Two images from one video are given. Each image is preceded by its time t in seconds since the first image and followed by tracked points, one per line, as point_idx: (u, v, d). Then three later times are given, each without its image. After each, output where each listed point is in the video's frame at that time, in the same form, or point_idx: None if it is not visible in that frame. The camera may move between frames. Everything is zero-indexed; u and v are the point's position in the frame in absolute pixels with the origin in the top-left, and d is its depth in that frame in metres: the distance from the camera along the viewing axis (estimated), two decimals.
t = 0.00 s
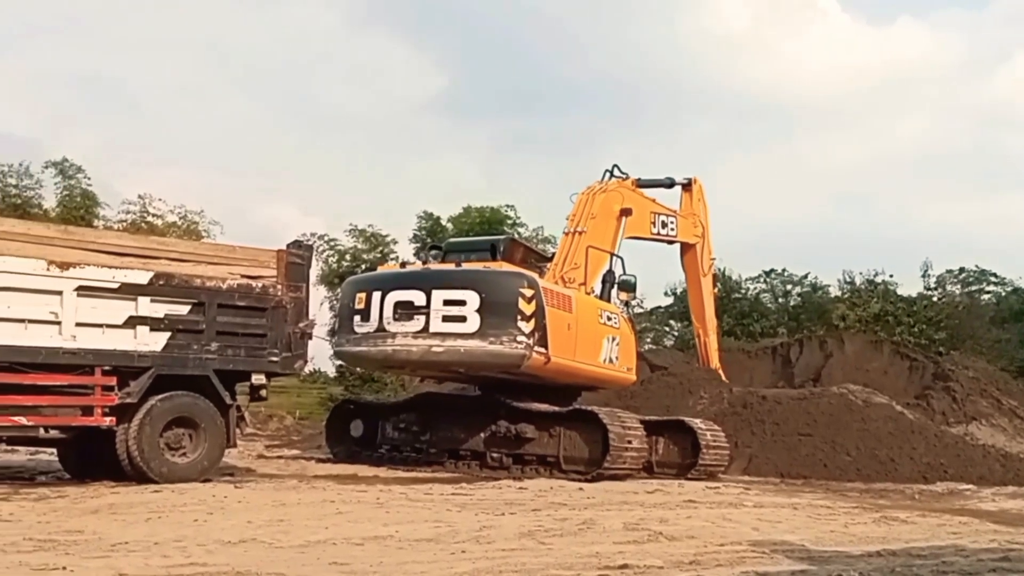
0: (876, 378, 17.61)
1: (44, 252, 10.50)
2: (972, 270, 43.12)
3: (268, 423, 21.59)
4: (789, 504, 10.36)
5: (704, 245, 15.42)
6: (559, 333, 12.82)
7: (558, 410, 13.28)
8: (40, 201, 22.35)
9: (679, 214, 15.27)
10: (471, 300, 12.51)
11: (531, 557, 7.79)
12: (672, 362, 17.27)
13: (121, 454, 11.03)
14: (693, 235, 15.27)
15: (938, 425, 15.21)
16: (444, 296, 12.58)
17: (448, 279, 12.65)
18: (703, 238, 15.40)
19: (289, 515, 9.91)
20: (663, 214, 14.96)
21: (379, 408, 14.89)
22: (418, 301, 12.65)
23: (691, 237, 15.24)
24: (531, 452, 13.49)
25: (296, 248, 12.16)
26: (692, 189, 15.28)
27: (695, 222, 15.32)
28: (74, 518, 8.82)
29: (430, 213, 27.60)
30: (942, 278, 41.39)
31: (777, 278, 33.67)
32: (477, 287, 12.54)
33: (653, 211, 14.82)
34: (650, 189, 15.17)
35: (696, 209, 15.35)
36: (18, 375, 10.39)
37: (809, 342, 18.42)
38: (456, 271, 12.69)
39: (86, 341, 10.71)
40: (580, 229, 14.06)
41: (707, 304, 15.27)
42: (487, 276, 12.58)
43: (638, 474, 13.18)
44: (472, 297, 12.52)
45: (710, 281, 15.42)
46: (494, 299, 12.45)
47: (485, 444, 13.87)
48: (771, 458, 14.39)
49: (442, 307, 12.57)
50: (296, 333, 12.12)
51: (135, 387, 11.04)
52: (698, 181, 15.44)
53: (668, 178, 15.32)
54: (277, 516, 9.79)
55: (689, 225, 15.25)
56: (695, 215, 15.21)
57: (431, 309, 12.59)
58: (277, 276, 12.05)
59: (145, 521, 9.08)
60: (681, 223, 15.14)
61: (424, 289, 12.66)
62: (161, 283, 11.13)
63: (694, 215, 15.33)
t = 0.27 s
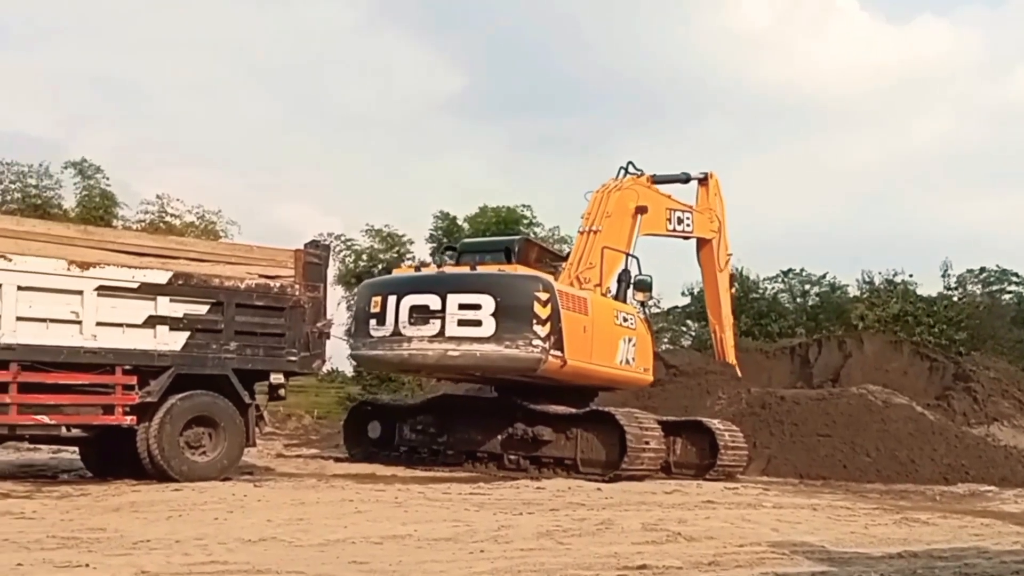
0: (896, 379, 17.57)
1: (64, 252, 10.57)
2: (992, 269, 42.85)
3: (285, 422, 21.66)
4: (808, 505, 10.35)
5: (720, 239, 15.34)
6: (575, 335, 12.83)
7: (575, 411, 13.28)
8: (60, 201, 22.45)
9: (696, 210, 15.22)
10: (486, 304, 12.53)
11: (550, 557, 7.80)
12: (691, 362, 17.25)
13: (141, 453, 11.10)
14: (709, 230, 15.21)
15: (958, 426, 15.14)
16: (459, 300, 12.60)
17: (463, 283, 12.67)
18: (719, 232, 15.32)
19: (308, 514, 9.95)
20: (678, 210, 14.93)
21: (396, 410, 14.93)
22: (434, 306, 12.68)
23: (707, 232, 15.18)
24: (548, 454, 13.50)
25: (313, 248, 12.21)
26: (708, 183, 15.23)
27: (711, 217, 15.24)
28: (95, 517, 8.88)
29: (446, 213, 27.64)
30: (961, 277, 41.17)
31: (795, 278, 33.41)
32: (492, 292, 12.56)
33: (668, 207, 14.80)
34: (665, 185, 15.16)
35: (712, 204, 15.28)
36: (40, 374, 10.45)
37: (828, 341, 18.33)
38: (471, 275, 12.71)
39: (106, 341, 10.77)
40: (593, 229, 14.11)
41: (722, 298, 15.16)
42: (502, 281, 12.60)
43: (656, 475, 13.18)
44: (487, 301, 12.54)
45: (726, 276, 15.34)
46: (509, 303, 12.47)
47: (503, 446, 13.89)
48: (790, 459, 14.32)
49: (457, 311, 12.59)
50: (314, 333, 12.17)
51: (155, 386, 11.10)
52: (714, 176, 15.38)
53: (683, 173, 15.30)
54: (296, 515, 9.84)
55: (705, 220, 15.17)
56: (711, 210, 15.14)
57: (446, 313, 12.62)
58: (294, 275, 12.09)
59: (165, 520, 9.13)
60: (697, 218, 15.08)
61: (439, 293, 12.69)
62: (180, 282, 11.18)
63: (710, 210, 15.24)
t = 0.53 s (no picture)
0: (921, 379, 17.59)
1: (90, 254, 10.67)
2: (1017, 269, 42.57)
3: (307, 422, 21.76)
4: (830, 507, 10.34)
5: (742, 235, 15.29)
6: (595, 336, 12.85)
7: (595, 412, 13.30)
8: (86, 203, 22.62)
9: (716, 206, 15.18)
10: (507, 303, 12.57)
11: (572, 558, 7.83)
12: (711, 360, 17.24)
13: (166, 452, 11.19)
14: (730, 226, 15.16)
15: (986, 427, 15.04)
16: (480, 299, 12.65)
17: (484, 282, 12.71)
18: (740, 229, 15.25)
19: (331, 513, 10.01)
20: (698, 207, 14.89)
21: (417, 410, 15.00)
22: (455, 305, 12.73)
23: (728, 228, 15.13)
24: (568, 454, 13.52)
25: (335, 249, 12.28)
26: (729, 179, 15.20)
27: (732, 213, 15.19)
28: (121, 515, 8.96)
29: (467, 213, 27.70)
30: (987, 276, 40.95)
31: (818, 277, 33.32)
32: (513, 291, 12.60)
33: (688, 204, 14.78)
34: (686, 182, 15.16)
35: (733, 200, 15.23)
36: (67, 374, 10.55)
37: (851, 341, 18.28)
38: (492, 275, 12.75)
39: (131, 341, 10.87)
40: (615, 228, 14.09)
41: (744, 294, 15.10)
42: (523, 280, 12.63)
43: (677, 476, 13.19)
44: (508, 300, 12.58)
45: (747, 273, 15.28)
46: (530, 302, 12.50)
47: (523, 446, 13.93)
48: (813, 460, 14.40)
49: (478, 310, 12.64)
50: (336, 333, 12.25)
51: (179, 386, 11.19)
52: (735, 172, 15.35)
53: (704, 170, 15.31)
54: (318, 514, 9.90)
55: (725, 216, 15.12)
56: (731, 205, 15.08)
57: (467, 312, 12.67)
58: (316, 276, 12.17)
59: (189, 518, 9.21)
60: (717, 214, 15.04)
61: (460, 293, 12.73)
62: (204, 283, 11.26)
63: (731, 206, 15.20)
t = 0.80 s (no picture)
0: (949, 379, 17.50)
1: (119, 256, 10.76)
2: None
3: (332, 422, 21.84)
4: (858, 508, 10.30)
5: (766, 232, 15.26)
6: (619, 336, 12.84)
7: (620, 413, 13.29)
8: (113, 206, 22.78)
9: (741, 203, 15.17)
10: (531, 303, 12.58)
11: (598, 560, 7.83)
12: (730, 356, 17.15)
13: (193, 452, 11.26)
14: (755, 223, 15.14)
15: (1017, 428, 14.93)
16: (504, 300, 12.66)
17: (508, 283, 12.73)
18: (765, 225, 15.25)
19: (356, 514, 10.04)
20: (722, 205, 14.84)
21: (440, 410, 15.03)
22: (478, 306, 12.75)
23: (753, 225, 15.11)
24: (593, 455, 13.51)
25: (360, 250, 12.32)
26: (754, 175, 15.17)
27: (757, 209, 15.18)
28: (149, 515, 9.02)
29: (489, 214, 27.74)
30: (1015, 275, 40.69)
31: (844, 276, 33.26)
32: (537, 291, 12.60)
33: (712, 201, 14.74)
34: (710, 178, 15.13)
35: (757, 197, 15.21)
36: (96, 375, 10.63)
37: (878, 341, 18.21)
38: (516, 275, 12.76)
39: (158, 342, 10.94)
40: (638, 227, 14.06)
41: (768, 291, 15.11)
42: (547, 280, 12.63)
43: (703, 477, 13.17)
44: (531, 301, 12.59)
45: (772, 270, 15.28)
46: (554, 303, 12.49)
47: (547, 447, 13.93)
48: (840, 461, 14.32)
49: (502, 310, 12.65)
50: (361, 334, 12.29)
51: (206, 388, 11.26)
52: (761, 168, 15.32)
53: (728, 167, 15.27)
54: (344, 515, 9.94)
55: (750, 213, 15.10)
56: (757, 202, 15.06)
57: (491, 313, 12.69)
58: (341, 277, 12.22)
59: (216, 519, 9.26)
60: (742, 212, 14.99)
61: (483, 294, 12.75)
62: (230, 285, 11.32)
63: (756, 203, 15.18)
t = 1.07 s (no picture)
0: (980, 381, 17.47)
1: (147, 259, 10.83)
2: None
3: (356, 423, 21.90)
4: (887, 511, 10.25)
5: (791, 225, 15.23)
6: (644, 337, 12.82)
7: (645, 414, 13.26)
8: (141, 209, 22.92)
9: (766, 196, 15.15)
10: (555, 305, 12.58)
11: (625, 562, 7.83)
12: (748, 351, 17.03)
13: (220, 453, 11.32)
14: (779, 215, 15.13)
15: None
16: (528, 302, 12.67)
17: (532, 285, 12.73)
18: (790, 218, 15.23)
19: (382, 515, 10.07)
20: (746, 198, 14.81)
21: (465, 411, 15.06)
22: (502, 307, 12.76)
23: (777, 219, 15.09)
24: (618, 457, 13.49)
25: (383, 252, 12.36)
26: (778, 167, 15.14)
27: (781, 202, 15.16)
28: (178, 516, 9.08)
29: (512, 215, 27.74)
30: None
31: (871, 276, 33.03)
32: (561, 293, 12.61)
33: (736, 196, 14.71)
34: (733, 172, 15.10)
35: (782, 189, 15.21)
36: (125, 377, 10.71)
37: (906, 342, 18.12)
38: (540, 276, 12.76)
39: (186, 344, 11.00)
40: (660, 226, 14.13)
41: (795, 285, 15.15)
42: (572, 281, 12.63)
43: (729, 479, 13.14)
44: (555, 302, 12.59)
45: (798, 263, 15.26)
46: (578, 304, 12.49)
47: (572, 449, 13.92)
48: (868, 463, 14.37)
49: (526, 312, 12.66)
50: (385, 336, 12.30)
51: (233, 389, 11.32)
52: (784, 160, 15.30)
53: (750, 160, 15.23)
54: (370, 516, 9.97)
55: (774, 206, 15.09)
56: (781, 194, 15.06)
57: (515, 314, 12.69)
58: (365, 279, 12.25)
59: (244, 519, 9.31)
60: (766, 205, 14.96)
61: (507, 295, 12.76)
62: (257, 287, 11.36)
63: (780, 195, 15.17)
